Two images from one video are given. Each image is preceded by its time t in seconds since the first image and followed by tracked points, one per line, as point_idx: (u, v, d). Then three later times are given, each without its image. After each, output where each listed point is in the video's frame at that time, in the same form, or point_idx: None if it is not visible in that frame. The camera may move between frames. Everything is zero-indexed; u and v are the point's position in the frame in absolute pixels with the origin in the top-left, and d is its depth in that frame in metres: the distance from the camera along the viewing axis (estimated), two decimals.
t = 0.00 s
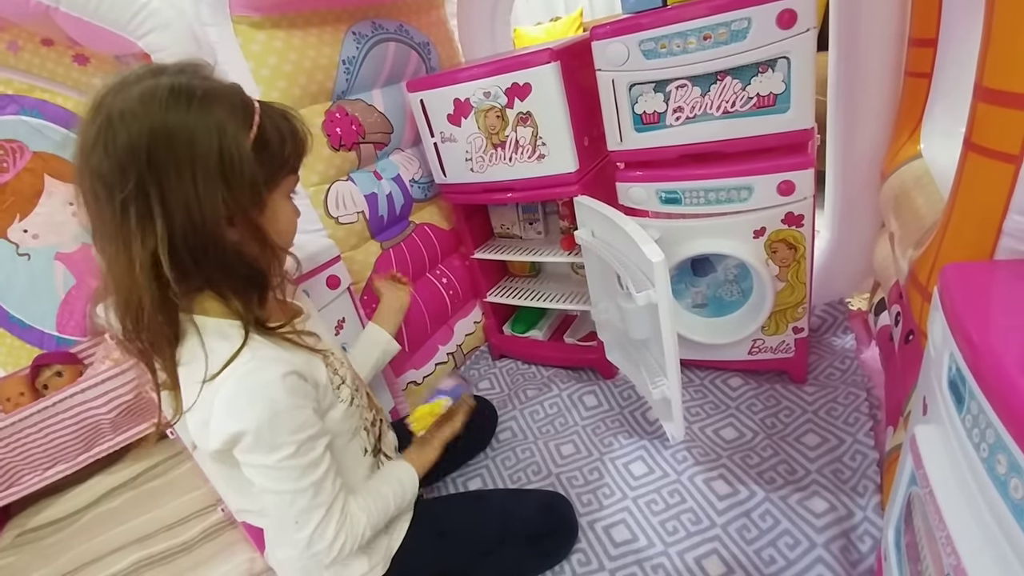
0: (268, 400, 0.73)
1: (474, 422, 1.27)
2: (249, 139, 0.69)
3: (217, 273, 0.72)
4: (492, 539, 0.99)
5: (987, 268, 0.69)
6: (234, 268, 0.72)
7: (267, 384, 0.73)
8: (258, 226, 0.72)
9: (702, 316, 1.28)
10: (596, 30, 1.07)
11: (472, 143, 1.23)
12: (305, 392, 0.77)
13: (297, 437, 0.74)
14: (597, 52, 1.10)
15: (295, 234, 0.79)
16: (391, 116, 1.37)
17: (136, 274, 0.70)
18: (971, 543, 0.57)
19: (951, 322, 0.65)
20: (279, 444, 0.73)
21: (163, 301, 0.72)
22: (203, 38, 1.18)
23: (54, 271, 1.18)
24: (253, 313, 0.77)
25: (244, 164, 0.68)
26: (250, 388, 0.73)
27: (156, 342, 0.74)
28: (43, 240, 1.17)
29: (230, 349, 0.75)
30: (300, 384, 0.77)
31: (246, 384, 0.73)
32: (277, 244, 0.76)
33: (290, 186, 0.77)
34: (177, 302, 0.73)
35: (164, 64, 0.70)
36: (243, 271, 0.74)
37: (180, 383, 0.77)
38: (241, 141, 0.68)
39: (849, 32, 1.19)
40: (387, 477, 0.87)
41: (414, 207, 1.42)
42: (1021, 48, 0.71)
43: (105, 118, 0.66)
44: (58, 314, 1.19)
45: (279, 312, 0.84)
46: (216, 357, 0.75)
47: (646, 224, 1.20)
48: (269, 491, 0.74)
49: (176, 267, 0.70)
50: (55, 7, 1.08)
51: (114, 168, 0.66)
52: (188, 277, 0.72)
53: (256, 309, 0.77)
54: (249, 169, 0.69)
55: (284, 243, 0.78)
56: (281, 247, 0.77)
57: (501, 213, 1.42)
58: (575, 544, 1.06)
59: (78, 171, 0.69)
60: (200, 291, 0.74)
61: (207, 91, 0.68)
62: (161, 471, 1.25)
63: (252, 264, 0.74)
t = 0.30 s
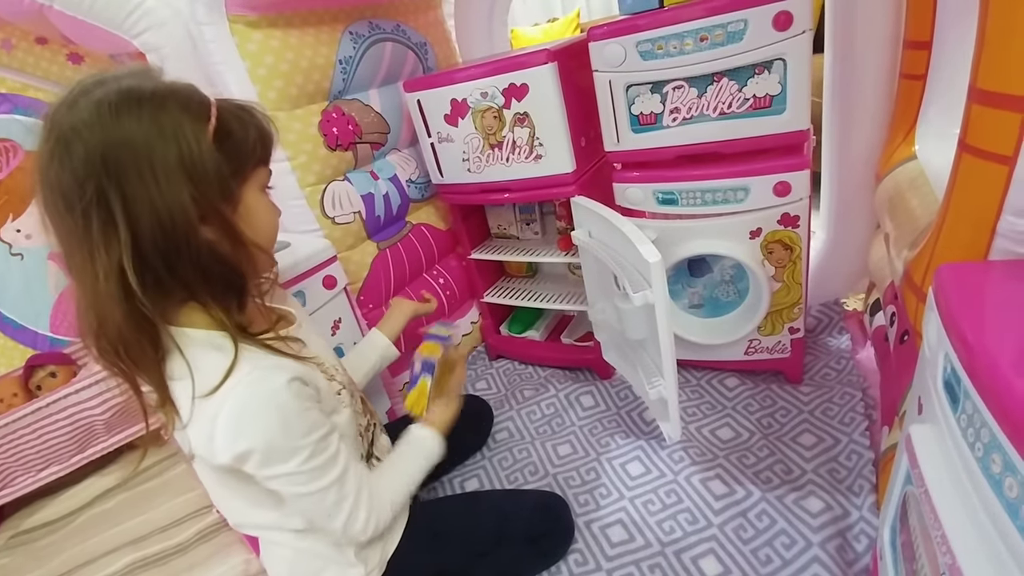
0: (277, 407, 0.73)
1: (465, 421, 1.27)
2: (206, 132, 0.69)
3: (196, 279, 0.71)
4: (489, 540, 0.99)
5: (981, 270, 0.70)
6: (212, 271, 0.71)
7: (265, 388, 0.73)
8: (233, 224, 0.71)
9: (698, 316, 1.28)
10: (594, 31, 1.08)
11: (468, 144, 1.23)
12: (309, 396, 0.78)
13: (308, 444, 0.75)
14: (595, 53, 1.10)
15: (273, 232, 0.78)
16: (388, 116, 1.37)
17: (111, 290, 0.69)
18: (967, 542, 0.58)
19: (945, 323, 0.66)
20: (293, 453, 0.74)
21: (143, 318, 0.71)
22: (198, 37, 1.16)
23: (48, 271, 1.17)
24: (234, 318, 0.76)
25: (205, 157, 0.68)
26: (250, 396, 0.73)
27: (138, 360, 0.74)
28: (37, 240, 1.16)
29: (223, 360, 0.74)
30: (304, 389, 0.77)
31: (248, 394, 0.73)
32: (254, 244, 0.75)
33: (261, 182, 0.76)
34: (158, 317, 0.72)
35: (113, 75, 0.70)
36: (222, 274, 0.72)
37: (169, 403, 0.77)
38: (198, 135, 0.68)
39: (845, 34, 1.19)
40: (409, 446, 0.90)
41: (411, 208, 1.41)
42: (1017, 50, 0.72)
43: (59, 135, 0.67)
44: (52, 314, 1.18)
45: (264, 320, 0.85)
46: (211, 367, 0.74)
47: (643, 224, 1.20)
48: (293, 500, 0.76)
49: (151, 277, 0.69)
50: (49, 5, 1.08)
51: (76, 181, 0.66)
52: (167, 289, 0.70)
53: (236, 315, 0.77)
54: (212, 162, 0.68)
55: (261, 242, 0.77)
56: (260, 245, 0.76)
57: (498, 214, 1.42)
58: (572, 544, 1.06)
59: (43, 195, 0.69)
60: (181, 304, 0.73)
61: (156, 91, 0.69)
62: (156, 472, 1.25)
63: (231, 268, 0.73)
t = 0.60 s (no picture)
0: (317, 372, 0.73)
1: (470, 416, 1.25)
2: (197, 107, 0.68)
3: (215, 257, 0.70)
4: (489, 541, 0.99)
5: (984, 267, 0.69)
6: (229, 246, 0.70)
7: (292, 357, 0.73)
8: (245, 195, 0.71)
9: (698, 316, 1.28)
10: (591, 29, 1.07)
11: (467, 143, 1.22)
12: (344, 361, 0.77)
13: (357, 404, 0.74)
14: (592, 51, 1.09)
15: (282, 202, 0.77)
16: (385, 115, 1.36)
17: (132, 283, 0.68)
18: (971, 545, 0.57)
19: (948, 322, 0.65)
20: (344, 418, 0.74)
21: (166, 308, 0.71)
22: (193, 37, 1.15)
23: (47, 272, 1.17)
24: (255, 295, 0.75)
25: (203, 132, 0.68)
26: (281, 369, 0.72)
27: (163, 355, 0.73)
28: (36, 240, 1.16)
29: (249, 341, 0.73)
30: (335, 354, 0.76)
31: (285, 366, 0.72)
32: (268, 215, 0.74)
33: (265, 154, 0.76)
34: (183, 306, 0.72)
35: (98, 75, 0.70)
36: (239, 250, 0.72)
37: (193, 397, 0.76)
38: (192, 112, 0.68)
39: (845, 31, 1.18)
40: (513, 389, 0.80)
41: (409, 207, 1.41)
42: (1019, 45, 0.71)
43: (56, 137, 0.67)
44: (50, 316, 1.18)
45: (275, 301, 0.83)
46: (238, 350, 0.73)
47: (642, 224, 1.19)
48: (371, 459, 0.76)
49: (170, 260, 0.69)
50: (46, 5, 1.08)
51: (82, 180, 0.66)
52: (187, 272, 0.70)
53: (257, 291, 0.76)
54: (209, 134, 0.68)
55: (274, 214, 0.76)
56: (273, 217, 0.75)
57: (497, 213, 1.42)
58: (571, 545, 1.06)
59: (49, 204, 0.69)
60: (202, 289, 0.73)
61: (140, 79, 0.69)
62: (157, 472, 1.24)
63: (247, 243, 0.72)
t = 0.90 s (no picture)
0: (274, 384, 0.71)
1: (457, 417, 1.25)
2: (128, 111, 0.63)
3: (160, 282, 0.67)
4: (484, 542, 0.98)
5: (980, 268, 0.69)
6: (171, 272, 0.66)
7: (247, 371, 0.71)
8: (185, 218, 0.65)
9: (695, 316, 1.27)
10: (589, 28, 1.07)
11: (463, 141, 1.22)
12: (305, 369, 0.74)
13: (318, 412, 0.73)
14: (590, 50, 1.09)
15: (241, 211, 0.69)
16: (382, 113, 1.36)
17: (84, 304, 0.65)
18: (967, 546, 0.57)
19: (945, 323, 0.65)
20: (305, 427, 0.72)
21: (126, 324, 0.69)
22: (189, 33, 1.16)
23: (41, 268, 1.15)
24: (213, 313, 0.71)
25: (130, 152, 0.62)
26: (233, 384, 0.70)
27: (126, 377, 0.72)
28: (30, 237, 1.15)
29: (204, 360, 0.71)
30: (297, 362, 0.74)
31: (239, 381, 0.70)
32: (222, 231, 0.68)
33: (216, 159, 0.68)
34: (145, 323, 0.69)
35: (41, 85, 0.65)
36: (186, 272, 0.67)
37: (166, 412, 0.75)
38: (120, 128, 0.63)
39: (843, 31, 1.18)
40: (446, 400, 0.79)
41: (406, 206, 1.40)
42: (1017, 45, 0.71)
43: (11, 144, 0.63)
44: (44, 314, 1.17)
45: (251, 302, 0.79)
46: (195, 364, 0.71)
47: (639, 223, 1.19)
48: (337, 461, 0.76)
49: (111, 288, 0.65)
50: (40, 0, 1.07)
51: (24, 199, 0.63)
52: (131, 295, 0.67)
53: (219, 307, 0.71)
54: (145, 143, 0.63)
55: (229, 226, 0.68)
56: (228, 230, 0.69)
57: (493, 212, 1.41)
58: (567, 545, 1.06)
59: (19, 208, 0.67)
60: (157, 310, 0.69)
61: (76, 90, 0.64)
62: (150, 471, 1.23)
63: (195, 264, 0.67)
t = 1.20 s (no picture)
0: (212, 396, 0.72)
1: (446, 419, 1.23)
2: (64, 138, 0.69)
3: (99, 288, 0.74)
4: (480, 539, 0.97)
5: (979, 263, 0.69)
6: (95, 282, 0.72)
7: (198, 378, 0.73)
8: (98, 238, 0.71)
9: (694, 314, 1.27)
10: (588, 24, 1.07)
11: (462, 138, 1.21)
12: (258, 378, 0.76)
13: (277, 416, 0.75)
14: (589, 47, 1.09)
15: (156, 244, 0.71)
16: (380, 109, 1.35)
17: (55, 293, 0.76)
18: (971, 543, 0.56)
19: (945, 318, 0.65)
20: (264, 431, 0.74)
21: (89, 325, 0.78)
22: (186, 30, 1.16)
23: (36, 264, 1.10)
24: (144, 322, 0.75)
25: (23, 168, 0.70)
26: (187, 390, 0.72)
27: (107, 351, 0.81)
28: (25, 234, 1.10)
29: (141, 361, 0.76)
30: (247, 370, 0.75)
31: (186, 388, 0.72)
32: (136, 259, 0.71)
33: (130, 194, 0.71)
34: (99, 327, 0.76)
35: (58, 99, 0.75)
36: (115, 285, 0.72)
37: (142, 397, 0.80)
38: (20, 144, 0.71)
39: (842, 29, 1.18)
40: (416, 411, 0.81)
41: (404, 203, 1.40)
42: (1016, 40, 0.71)
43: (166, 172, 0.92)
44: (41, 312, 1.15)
45: (215, 319, 0.82)
46: (144, 371, 0.75)
47: (638, 220, 1.19)
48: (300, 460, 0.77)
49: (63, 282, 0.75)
50: None
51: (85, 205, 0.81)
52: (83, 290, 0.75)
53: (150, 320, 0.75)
54: (70, 172, 0.69)
55: (141, 254, 0.71)
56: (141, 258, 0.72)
57: (492, 210, 1.41)
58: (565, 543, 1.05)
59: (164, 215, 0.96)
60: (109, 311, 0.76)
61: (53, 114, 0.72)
62: (147, 468, 1.21)
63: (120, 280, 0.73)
